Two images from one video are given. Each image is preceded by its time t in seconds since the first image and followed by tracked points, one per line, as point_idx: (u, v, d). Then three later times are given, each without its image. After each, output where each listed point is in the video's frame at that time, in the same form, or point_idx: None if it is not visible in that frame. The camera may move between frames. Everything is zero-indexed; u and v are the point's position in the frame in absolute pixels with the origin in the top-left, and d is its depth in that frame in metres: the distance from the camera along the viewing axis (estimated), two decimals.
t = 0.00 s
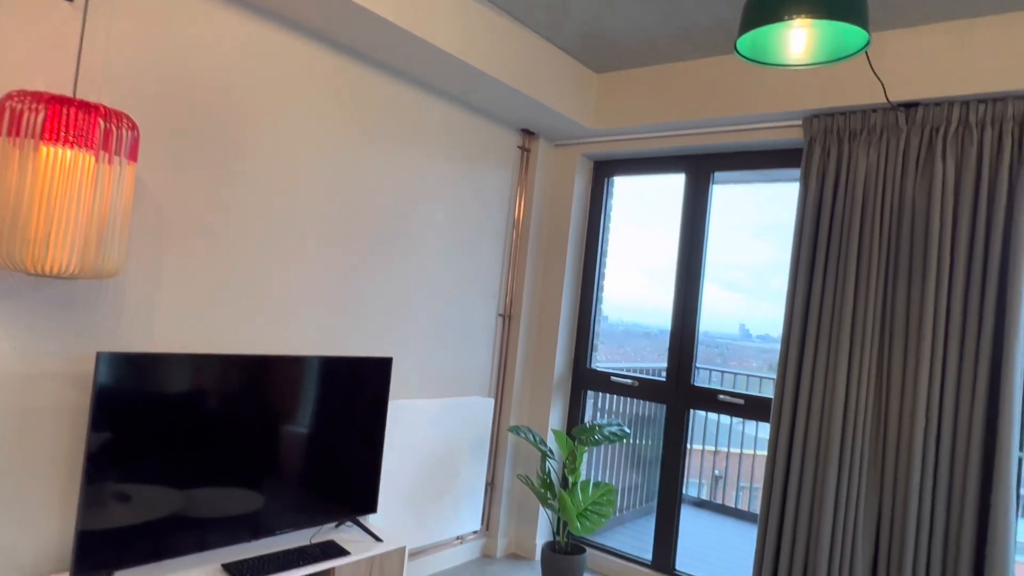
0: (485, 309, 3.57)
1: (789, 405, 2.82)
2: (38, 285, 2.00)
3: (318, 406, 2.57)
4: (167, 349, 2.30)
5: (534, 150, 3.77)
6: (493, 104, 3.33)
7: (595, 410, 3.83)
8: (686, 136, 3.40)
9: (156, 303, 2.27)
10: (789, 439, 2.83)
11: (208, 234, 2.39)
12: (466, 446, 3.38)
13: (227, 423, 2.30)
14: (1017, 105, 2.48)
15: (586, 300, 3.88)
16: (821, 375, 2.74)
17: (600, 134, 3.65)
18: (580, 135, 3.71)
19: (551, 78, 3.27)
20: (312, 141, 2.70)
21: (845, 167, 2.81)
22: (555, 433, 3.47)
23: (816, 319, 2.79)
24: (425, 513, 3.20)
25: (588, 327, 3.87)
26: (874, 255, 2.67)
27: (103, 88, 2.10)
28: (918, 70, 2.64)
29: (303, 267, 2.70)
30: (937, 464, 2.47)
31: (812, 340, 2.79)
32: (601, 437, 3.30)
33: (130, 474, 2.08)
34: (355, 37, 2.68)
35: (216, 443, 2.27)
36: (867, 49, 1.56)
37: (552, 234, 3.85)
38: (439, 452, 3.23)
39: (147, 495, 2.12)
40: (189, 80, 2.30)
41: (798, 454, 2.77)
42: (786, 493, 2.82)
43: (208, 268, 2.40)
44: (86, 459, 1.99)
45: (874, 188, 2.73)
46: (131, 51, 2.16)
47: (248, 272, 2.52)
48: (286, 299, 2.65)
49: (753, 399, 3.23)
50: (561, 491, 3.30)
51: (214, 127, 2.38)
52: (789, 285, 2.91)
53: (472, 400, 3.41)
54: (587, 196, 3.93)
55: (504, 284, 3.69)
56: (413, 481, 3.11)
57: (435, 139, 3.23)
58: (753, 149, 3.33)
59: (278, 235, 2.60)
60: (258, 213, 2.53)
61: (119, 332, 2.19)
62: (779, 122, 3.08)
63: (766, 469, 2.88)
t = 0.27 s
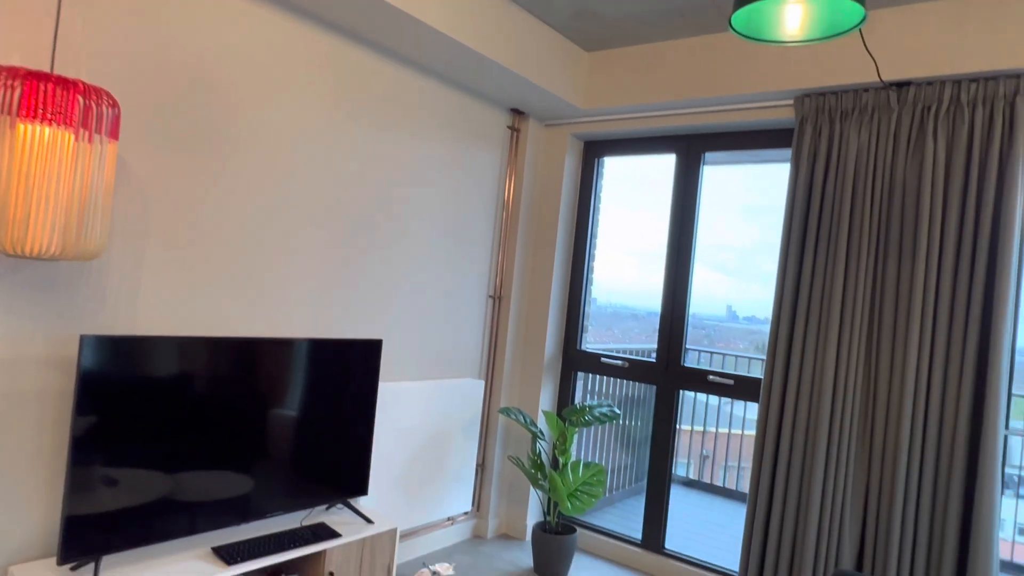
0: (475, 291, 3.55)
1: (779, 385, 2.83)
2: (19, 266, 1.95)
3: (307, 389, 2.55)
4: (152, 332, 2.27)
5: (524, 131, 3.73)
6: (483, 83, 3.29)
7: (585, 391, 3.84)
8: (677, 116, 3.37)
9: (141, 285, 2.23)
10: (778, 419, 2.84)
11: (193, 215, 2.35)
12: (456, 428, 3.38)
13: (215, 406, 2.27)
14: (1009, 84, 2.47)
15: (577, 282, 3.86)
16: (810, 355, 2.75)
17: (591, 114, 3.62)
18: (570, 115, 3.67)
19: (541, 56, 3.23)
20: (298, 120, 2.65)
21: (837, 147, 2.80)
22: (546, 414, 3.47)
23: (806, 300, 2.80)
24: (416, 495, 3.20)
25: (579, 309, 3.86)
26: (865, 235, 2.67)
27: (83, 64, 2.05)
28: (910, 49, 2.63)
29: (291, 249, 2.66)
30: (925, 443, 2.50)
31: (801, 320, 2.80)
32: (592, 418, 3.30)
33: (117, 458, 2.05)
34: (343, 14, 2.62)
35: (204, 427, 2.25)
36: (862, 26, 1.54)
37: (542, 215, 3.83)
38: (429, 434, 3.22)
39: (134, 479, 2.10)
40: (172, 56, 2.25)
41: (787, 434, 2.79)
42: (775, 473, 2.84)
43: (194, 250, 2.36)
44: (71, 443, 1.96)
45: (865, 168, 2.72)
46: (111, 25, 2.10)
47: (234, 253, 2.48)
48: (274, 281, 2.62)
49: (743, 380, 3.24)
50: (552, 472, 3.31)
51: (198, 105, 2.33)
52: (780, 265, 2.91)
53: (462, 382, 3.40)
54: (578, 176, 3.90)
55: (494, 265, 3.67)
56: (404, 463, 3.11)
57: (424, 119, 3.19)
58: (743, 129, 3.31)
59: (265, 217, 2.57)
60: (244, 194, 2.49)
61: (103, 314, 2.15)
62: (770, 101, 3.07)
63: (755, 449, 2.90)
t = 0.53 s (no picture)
0: (463, 269, 3.52)
1: (767, 362, 2.84)
2: None
3: (294, 369, 2.52)
4: (133, 312, 2.22)
5: (512, 107, 3.68)
6: (471, 57, 3.22)
7: (574, 368, 3.83)
8: (667, 91, 3.34)
9: (122, 264, 2.18)
10: (766, 395, 2.85)
11: (174, 193, 2.29)
12: (445, 407, 3.37)
13: (200, 387, 2.24)
14: (1000, 59, 2.46)
15: (565, 260, 3.84)
16: (799, 332, 2.76)
17: (579, 89, 3.57)
18: (558, 91, 3.62)
19: (529, 30, 3.17)
20: (280, 94, 2.58)
21: (827, 123, 2.78)
22: (534, 392, 3.47)
23: (795, 276, 2.79)
24: (405, 474, 3.20)
25: (568, 287, 3.84)
26: (854, 211, 2.67)
27: (56, 35, 1.97)
28: (903, 23, 2.60)
29: (275, 227, 2.62)
30: (911, 418, 2.52)
31: (790, 297, 2.79)
32: (582, 396, 3.30)
33: (101, 440, 2.01)
34: None
35: (189, 408, 2.21)
36: None
37: (531, 193, 3.79)
38: (418, 413, 3.21)
39: (118, 461, 2.06)
40: (149, 27, 2.17)
41: (776, 411, 2.80)
42: (763, 448, 2.86)
43: (176, 228, 2.30)
44: (53, 426, 1.92)
45: (856, 144, 2.71)
46: None
47: (217, 231, 2.43)
48: (258, 259, 2.57)
49: (732, 357, 3.24)
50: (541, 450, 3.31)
51: (178, 78, 2.26)
52: (769, 242, 2.90)
53: (451, 361, 3.38)
54: (566, 153, 3.86)
55: (482, 244, 3.63)
56: (392, 442, 3.10)
57: (410, 94, 3.12)
58: (732, 104, 3.28)
59: (248, 194, 2.51)
60: (226, 170, 2.43)
61: (83, 294, 2.10)
62: (761, 77, 3.03)
63: (743, 424, 2.92)
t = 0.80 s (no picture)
0: (454, 250, 3.49)
1: (759, 341, 2.84)
2: None
3: (283, 351, 2.48)
4: (119, 294, 2.17)
5: (502, 85, 3.62)
6: (461, 34, 3.16)
7: (566, 348, 3.82)
8: (660, 69, 3.29)
9: (105, 245, 2.12)
10: (758, 374, 2.86)
11: (158, 172, 2.23)
12: (436, 388, 3.35)
13: (188, 369, 2.20)
14: (996, 35, 2.43)
15: (557, 241, 3.80)
16: (792, 311, 2.76)
17: (571, 67, 3.52)
18: (549, 68, 3.57)
19: (520, 6, 3.11)
20: (267, 70, 2.52)
21: (821, 101, 2.76)
22: (526, 373, 3.46)
23: (788, 255, 2.79)
24: (398, 455, 3.18)
25: (559, 267, 3.81)
26: (848, 190, 2.66)
27: (32, 7, 1.90)
28: None
29: (262, 207, 2.57)
30: (903, 396, 2.53)
31: (783, 276, 2.79)
32: (574, 376, 3.30)
33: (88, 424, 1.98)
34: None
35: (176, 391, 2.17)
36: None
37: (522, 172, 3.75)
38: (409, 394, 3.19)
39: (106, 445, 2.03)
40: None
41: (768, 390, 2.81)
42: (755, 427, 2.87)
43: (161, 208, 2.25)
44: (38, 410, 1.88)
45: (850, 122, 2.69)
46: None
47: (204, 211, 2.38)
48: (245, 239, 2.52)
49: (724, 337, 3.24)
50: (533, 430, 3.31)
51: (160, 53, 2.19)
52: (762, 221, 2.89)
53: (442, 342, 3.36)
54: (558, 132, 3.81)
55: (473, 224, 3.59)
56: (384, 424, 3.08)
57: (400, 71, 3.06)
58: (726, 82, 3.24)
59: (234, 173, 2.46)
60: (212, 149, 2.38)
61: (66, 275, 2.05)
62: (755, 54, 3.00)
63: (736, 403, 2.92)
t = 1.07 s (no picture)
0: (444, 227, 3.44)
1: (752, 318, 2.84)
2: None
3: (271, 330, 2.44)
4: (103, 272, 2.12)
5: (492, 58, 3.55)
6: (450, 5, 3.09)
7: (557, 325, 3.81)
8: (653, 42, 3.24)
9: (87, 223, 2.06)
10: (751, 351, 2.86)
11: (140, 147, 2.17)
12: (428, 367, 3.33)
13: (177, 349, 2.16)
14: (993, 8, 2.41)
15: (548, 217, 3.77)
16: (785, 287, 2.75)
17: (562, 40, 3.45)
18: (540, 41, 3.50)
19: None
20: (251, 42, 2.45)
21: (817, 75, 2.72)
22: (518, 350, 3.44)
23: (782, 231, 2.77)
24: (390, 434, 3.17)
25: (551, 244, 3.78)
26: (842, 165, 2.64)
27: None
28: None
29: (248, 183, 2.51)
30: (895, 370, 2.54)
31: (777, 252, 2.78)
32: (567, 354, 3.29)
33: (75, 405, 1.94)
34: None
35: (163, 372, 2.13)
36: None
37: (512, 148, 3.69)
38: (401, 373, 3.17)
39: (94, 426, 1.99)
40: None
41: (760, 366, 2.81)
42: (747, 402, 2.87)
43: (144, 184, 2.19)
44: (22, 393, 1.84)
45: (845, 96, 2.66)
46: None
47: (189, 187, 2.32)
48: (231, 216, 2.47)
49: (716, 313, 3.24)
50: (526, 407, 3.30)
51: (139, 23, 2.11)
52: (756, 197, 2.86)
53: (433, 321, 3.33)
54: (549, 107, 3.75)
55: (464, 200, 3.55)
56: (376, 402, 3.06)
57: (387, 44, 2.99)
58: (720, 55, 3.20)
59: (219, 148, 2.39)
60: (195, 123, 2.31)
61: (46, 254, 1.99)
62: (750, 27, 2.95)
63: (728, 379, 2.93)
